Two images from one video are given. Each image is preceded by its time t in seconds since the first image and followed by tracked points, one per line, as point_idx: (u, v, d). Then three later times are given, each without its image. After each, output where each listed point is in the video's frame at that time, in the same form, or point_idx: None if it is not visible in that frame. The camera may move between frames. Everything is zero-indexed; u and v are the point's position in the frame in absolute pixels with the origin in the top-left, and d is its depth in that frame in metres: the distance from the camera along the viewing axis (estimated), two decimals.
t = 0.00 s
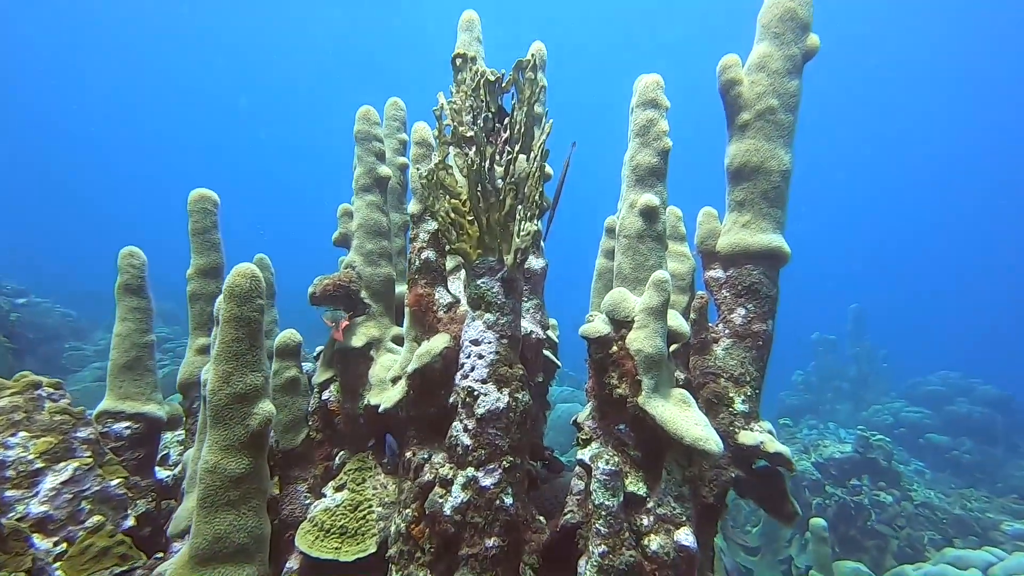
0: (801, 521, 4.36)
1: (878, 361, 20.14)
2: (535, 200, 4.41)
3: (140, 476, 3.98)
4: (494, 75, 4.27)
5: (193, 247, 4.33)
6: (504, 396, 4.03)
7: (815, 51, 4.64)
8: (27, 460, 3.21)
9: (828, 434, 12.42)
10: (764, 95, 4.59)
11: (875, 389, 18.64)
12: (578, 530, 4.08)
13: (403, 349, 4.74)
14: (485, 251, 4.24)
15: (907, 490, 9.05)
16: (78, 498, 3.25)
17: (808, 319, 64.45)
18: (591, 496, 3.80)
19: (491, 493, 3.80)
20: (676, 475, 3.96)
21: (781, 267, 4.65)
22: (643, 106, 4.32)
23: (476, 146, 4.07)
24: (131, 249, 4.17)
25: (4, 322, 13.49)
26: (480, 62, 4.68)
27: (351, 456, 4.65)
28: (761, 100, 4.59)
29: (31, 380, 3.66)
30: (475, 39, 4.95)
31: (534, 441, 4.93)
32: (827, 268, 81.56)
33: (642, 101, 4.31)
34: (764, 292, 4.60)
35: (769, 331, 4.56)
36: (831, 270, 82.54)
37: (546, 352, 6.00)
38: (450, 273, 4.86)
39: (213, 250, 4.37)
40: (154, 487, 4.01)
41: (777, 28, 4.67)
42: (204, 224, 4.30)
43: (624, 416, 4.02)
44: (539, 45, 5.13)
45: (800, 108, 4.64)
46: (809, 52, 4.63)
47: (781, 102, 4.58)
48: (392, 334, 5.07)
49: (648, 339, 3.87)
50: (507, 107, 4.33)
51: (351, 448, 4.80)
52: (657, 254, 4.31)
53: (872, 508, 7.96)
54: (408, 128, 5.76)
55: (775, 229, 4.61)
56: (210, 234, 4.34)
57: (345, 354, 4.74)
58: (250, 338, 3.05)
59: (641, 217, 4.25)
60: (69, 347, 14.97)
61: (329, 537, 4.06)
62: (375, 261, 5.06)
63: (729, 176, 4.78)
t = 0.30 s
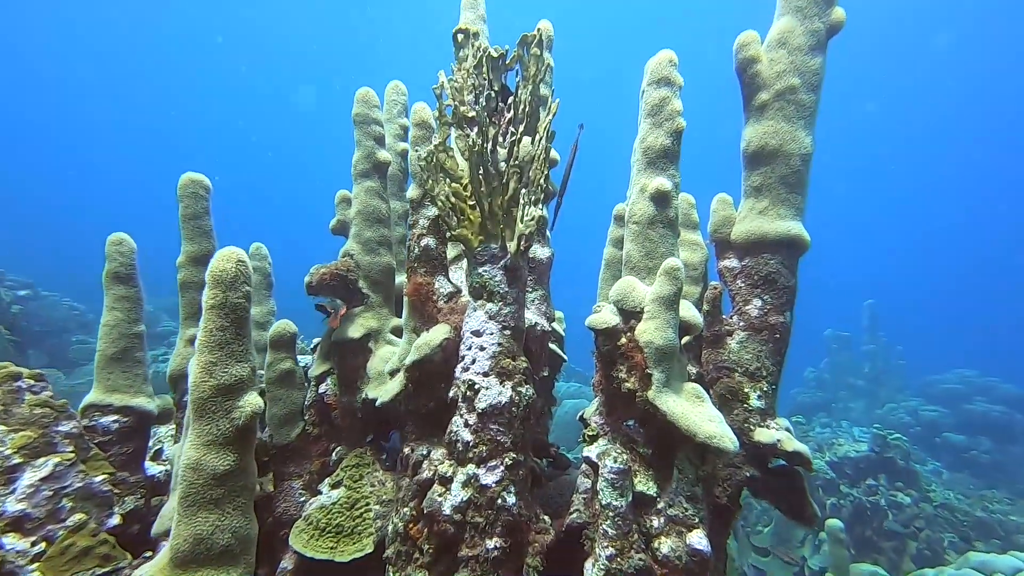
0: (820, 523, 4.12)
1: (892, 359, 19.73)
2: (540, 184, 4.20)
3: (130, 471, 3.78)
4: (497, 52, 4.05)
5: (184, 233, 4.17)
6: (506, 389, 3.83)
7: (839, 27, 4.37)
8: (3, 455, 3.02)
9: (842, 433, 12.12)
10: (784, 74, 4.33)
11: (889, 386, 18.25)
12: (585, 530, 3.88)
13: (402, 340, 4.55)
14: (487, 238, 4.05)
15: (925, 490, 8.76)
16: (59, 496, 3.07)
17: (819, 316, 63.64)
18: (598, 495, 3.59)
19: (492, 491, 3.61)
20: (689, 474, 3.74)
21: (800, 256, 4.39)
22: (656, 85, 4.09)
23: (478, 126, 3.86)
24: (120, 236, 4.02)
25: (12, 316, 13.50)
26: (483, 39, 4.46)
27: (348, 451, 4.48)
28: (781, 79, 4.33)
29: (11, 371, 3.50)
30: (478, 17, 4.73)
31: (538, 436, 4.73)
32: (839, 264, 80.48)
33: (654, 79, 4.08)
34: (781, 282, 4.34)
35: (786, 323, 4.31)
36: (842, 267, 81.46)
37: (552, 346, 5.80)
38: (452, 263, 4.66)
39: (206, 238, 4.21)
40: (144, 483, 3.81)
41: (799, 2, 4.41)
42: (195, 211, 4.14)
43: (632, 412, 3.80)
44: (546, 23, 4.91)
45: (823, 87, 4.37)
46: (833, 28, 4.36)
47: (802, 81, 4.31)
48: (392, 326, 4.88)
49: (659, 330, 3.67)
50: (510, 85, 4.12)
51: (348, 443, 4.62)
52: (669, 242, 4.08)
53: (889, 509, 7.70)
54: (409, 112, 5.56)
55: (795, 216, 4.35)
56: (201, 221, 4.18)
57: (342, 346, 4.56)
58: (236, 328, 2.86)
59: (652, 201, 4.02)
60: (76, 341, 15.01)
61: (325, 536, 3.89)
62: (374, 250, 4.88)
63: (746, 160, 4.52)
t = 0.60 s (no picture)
0: (839, 536, 3.86)
1: (901, 363, 19.41)
2: (541, 177, 3.99)
3: (107, 482, 3.55)
4: (496, 37, 3.84)
5: (166, 230, 3.96)
6: (505, 394, 3.61)
7: (859, 12, 4.12)
8: None
9: (852, 438, 11.82)
10: (799, 62, 4.09)
11: (898, 390, 17.94)
12: (588, 543, 3.65)
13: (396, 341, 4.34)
14: (485, 234, 3.85)
15: (940, 499, 8.48)
16: (22, 511, 2.88)
17: (825, 318, 63.09)
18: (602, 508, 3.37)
19: (490, 503, 3.38)
20: (699, 486, 3.51)
21: (815, 254, 4.14)
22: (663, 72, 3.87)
23: (475, 115, 3.66)
24: (98, 233, 3.82)
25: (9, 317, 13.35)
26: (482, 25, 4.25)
27: (339, 459, 4.26)
28: (796, 67, 4.09)
29: None
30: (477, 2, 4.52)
31: (540, 442, 4.51)
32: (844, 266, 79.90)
33: (662, 66, 3.87)
34: (796, 281, 4.09)
35: (802, 324, 4.06)
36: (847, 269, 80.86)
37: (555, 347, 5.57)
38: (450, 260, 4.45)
39: (190, 234, 4.00)
40: (123, 494, 3.61)
41: None
42: (178, 206, 3.95)
43: (639, 419, 3.58)
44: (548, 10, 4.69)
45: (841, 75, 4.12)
46: (852, 13, 4.12)
47: (819, 69, 4.07)
48: (386, 326, 4.67)
49: (668, 332, 3.44)
50: (510, 72, 3.91)
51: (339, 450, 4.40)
52: (678, 238, 3.86)
53: (903, 518, 7.44)
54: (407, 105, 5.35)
55: (811, 212, 4.10)
56: (185, 216, 3.99)
57: (332, 347, 4.35)
58: (211, 329, 2.64)
59: (659, 195, 3.79)
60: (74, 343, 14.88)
61: (313, 550, 3.66)
62: (368, 247, 4.67)
63: (758, 153, 4.29)
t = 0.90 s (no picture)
0: (866, 554, 3.59)
1: (913, 366, 19.03)
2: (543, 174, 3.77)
3: (84, 502, 3.33)
4: (495, 26, 3.66)
5: (150, 233, 3.73)
6: (506, 404, 3.39)
7: None
8: None
9: (865, 444, 11.52)
10: (817, 51, 3.87)
11: (911, 394, 17.57)
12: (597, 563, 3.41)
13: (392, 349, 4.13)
14: (484, 234, 3.65)
15: (962, 508, 8.17)
16: None
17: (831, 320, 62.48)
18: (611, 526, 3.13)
19: (491, 522, 3.15)
20: (716, 503, 3.27)
21: (835, 253, 3.90)
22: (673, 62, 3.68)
23: (473, 108, 3.46)
24: (76, 239, 3.64)
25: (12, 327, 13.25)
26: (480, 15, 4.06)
27: (333, 474, 4.04)
28: (812, 56, 3.87)
29: None
30: None
31: (545, 454, 4.27)
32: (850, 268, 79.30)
33: (670, 56, 3.67)
34: (815, 282, 3.85)
35: (822, 328, 3.81)
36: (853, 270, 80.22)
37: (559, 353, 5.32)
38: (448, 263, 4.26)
39: (176, 238, 3.76)
40: (102, 515, 3.39)
41: None
42: (162, 209, 3.71)
43: (650, 430, 3.34)
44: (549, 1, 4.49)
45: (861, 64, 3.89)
46: None
47: (837, 57, 3.84)
48: (382, 333, 4.47)
49: (679, 336, 3.21)
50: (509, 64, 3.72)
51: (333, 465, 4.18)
52: (689, 238, 3.63)
53: (924, 529, 7.15)
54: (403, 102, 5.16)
55: (831, 208, 3.86)
56: (170, 220, 3.74)
57: (325, 355, 4.14)
58: (187, 339, 2.44)
59: (669, 191, 3.57)
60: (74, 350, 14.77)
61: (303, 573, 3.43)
62: (363, 250, 4.47)
63: (771, 147, 4.07)
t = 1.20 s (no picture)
0: None
1: (933, 370, 18.55)
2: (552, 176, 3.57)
3: (72, 532, 3.12)
4: (499, 21, 3.48)
5: (141, 246, 3.55)
6: (516, 422, 3.16)
7: None
8: None
9: (888, 451, 11.14)
10: (842, 41, 3.63)
11: (932, 398, 17.10)
12: None
13: (395, 363, 3.93)
14: (489, 241, 3.46)
15: (995, 520, 7.80)
16: None
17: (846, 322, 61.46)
18: (632, 555, 2.90)
19: (502, 551, 2.92)
20: (745, 528, 3.01)
21: (864, 257, 3.65)
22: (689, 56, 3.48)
23: (477, 107, 3.27)
24: (66, 252, 3.47)
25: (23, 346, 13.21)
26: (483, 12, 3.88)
27: (334, 496, 3.84)
28: (837, 47, 3.64)
29: None
30: None
31: (556, 471, 4.04)
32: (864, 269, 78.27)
33: (686, 49, 3.47)
34: (844, 287, 3.60)
35: (852, 335, 3.55)
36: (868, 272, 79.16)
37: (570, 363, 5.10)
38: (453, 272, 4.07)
39: (169, 250, 3.57)
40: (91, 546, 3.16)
41: None
42: (154, 220, 3.53)
43: (671, 448, 3.09)
44: None
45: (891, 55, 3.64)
46: None
47: (865, 47, 3.60)
48: (385, 345, 4.27)
49: (701, 347, 2.97)
50: (515, 61, 3.57)
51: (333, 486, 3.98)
52: (708, 242, 3.40)
53: (957, 543, 6.81)
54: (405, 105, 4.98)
55: (860, 208, 3.62)
56: (163, 231, 3.56)
57: (325, 370, 3.95)
58: (171, 360, 2.24)
59: (687, 192, 3.35)
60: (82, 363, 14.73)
61: None
62: (364, 259, 4.29)
63: (793, 144, 3.84)
